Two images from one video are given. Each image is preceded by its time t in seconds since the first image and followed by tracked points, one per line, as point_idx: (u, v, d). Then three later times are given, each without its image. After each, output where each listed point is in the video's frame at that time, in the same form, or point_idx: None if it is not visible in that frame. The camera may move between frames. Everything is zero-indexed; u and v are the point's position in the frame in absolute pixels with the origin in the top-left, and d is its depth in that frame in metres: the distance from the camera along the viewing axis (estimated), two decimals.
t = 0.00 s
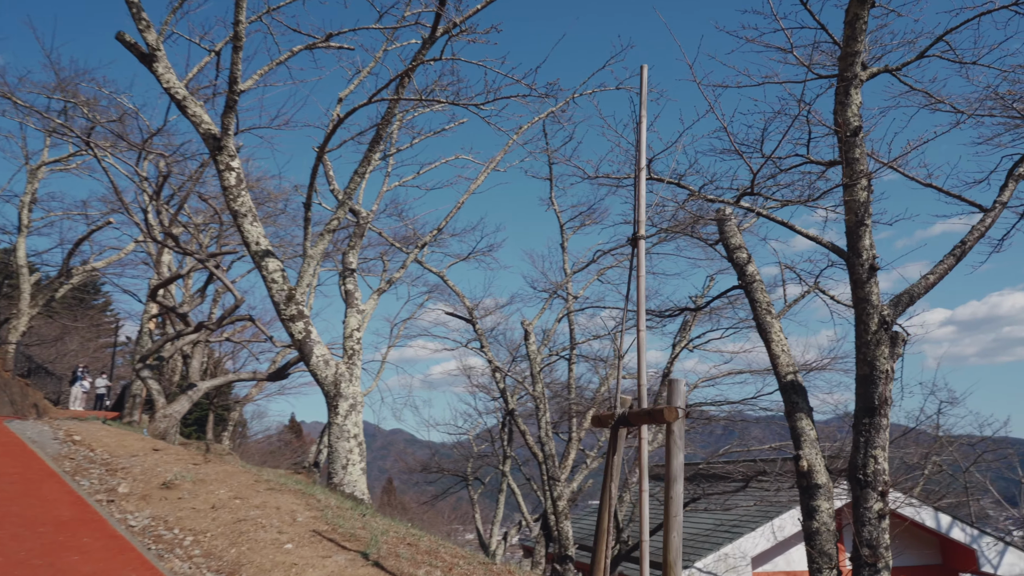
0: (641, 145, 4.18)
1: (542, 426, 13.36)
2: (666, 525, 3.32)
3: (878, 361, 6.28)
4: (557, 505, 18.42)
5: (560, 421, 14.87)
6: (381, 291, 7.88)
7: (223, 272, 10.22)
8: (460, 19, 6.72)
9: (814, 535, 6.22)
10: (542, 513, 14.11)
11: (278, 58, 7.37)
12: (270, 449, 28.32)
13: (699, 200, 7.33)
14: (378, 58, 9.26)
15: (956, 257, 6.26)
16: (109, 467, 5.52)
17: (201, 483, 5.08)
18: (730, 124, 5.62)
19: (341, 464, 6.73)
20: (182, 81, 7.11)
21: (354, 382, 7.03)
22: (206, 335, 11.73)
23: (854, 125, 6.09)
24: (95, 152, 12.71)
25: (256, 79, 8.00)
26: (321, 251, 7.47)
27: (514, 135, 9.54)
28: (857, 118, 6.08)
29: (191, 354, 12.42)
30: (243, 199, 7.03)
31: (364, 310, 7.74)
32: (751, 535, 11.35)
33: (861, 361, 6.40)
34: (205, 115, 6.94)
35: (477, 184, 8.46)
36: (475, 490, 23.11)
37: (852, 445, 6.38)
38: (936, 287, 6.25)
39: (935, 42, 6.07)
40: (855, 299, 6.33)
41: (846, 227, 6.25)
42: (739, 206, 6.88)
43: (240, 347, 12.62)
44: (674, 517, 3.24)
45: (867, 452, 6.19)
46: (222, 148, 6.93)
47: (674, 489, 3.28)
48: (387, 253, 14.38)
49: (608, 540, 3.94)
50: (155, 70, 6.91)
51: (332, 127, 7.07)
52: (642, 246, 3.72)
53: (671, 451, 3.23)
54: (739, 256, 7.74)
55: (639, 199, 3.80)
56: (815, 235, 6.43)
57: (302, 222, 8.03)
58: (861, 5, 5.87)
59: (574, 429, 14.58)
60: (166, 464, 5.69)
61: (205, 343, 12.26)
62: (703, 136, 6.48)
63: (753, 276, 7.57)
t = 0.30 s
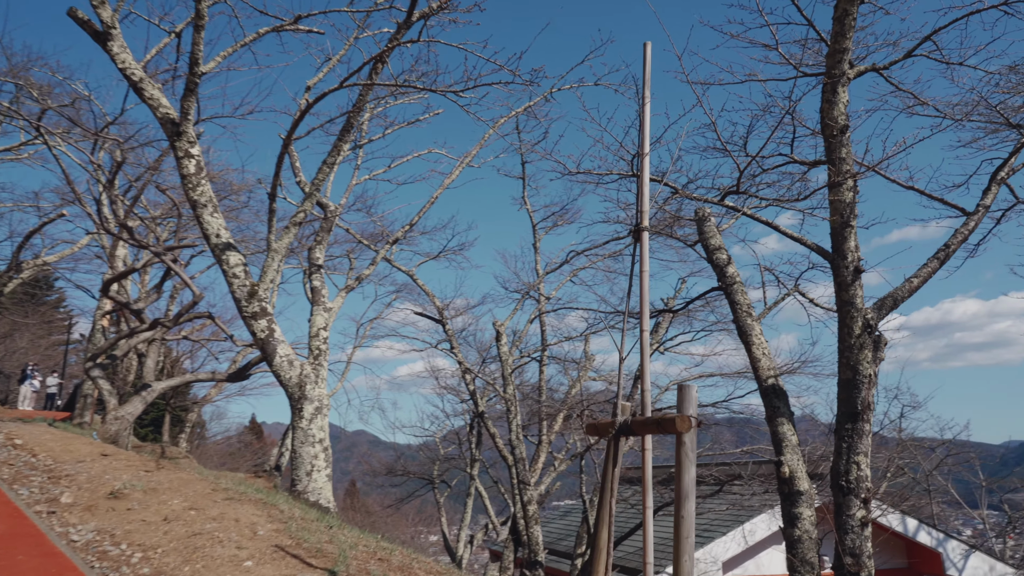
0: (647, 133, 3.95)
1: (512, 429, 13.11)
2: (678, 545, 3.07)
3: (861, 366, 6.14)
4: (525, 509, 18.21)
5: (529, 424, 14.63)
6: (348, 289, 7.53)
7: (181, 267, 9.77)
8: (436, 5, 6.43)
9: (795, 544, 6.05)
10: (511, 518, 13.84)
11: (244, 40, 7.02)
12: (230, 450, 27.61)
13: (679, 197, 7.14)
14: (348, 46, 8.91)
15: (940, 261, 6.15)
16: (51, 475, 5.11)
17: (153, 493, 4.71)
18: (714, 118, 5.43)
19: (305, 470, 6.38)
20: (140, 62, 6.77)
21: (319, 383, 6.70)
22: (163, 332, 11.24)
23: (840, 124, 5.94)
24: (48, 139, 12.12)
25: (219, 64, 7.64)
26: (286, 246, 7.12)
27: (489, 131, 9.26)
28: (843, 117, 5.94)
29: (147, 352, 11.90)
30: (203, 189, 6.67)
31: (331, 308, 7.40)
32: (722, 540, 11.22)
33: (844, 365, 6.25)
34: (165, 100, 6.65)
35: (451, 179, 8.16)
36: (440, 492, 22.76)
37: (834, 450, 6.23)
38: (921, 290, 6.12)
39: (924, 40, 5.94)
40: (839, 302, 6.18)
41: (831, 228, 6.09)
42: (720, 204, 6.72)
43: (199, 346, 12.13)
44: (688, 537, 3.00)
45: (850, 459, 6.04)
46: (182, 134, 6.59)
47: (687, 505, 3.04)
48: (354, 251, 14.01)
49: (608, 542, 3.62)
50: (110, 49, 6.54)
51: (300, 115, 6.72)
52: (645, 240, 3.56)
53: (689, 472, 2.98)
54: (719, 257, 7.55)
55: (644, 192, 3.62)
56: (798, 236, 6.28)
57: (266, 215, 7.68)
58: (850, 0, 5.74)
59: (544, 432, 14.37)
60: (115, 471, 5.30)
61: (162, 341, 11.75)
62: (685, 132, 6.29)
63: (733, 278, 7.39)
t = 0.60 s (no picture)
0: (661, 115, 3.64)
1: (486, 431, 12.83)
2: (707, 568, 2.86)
3: (852, 371, 5.98)
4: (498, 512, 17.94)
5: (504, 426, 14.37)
6: (321, 287, 7.18)
7: (144, 262, 9.33)
8: None
9: (785, 554, 5.87)
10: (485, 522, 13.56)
11: (212, 23, 6.65)
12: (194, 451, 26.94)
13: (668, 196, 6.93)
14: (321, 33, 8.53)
15: (932, 264, 5.97)
16: None
17: (108, 506, 4.35)
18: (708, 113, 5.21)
19: (274, 478, 6.05)
20: (100, 44, 6.40)
21: (289, 386, 6.36)
22: (125, 330, 10.77)
23: (834, 122, 5.74)
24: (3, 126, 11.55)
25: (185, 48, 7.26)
26: (255, 241, 6.76)
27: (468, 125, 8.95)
28: (837, 115, 5.74)
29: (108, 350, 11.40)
30: (167, 179, 6.29)
31: (303, 307, 7.05)
32: (700, 546, 11.06)
33: (834, 370, 6.08)
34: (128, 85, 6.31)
35: (428, 174, 7.85)
36: (410, 495, 22.38)
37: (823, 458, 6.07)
38: (913, 294, 5.96)
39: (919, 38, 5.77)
40: (830, 305, 6.00)
41: (823, 229, 5.91)
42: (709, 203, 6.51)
43: (163, 344, 11.66)
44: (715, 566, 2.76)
45: (840, 467, 5.88)
46: (144, 122, 6.25)
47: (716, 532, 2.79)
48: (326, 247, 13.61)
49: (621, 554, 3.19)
50: (67, 29, 6.17)
51: (270, 102, 6.35)
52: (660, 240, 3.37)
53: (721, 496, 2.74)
54: (705, 258, 7.34)
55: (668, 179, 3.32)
56: (789, 237, 6.09)
57: (234, 208, 7.31)
58: None
59: (519, 434, 14.12)
60: (68, 481, 4.92)
61: (123, 339, 11.26)
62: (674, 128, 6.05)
63: (720, 280, 7.18)
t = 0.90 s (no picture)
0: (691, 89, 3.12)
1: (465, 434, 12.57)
2: None
3: (849, 377, 5.82)
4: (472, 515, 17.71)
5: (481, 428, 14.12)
6: (298, 285, 6.85)
7: (109, 257, 8.91)
8: None
9: (779, 566, 5.69)
10: (461, 527, 13.29)
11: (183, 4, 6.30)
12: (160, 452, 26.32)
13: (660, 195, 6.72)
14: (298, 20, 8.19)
15: (931, 267, 5.85)
16: None
17: (67, 521, 4.01)
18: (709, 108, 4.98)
19: (246, 486, 5.72)
20: (63, 24, 6.01)
21: (263, 389, 6.04)
22: (88, 329, 10.31)
23: (835, 120, 5.56)
24: None
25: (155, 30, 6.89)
26: (227, 236, 6.42)
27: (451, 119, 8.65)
28: (837, 113, 5.56)
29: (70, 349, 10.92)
30: (134, 168, 5.93)
31: (278, 306, 6.72)
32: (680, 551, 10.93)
33: (830, 376, 5.92)
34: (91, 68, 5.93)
35: (411, 168, 7.56)
36: (383, 497, 22.01)
37: (818, 465, 5.90)
38: (911, 298, 5.83)
39: (922, 37, 5.61)
40: (827, 309, 5.84)
41: (822, 230, 5.74)
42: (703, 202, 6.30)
43: (128, 343, 11.21)
44: None
45: (836, 475, 5.72)
46: (110, 108, 5.89)
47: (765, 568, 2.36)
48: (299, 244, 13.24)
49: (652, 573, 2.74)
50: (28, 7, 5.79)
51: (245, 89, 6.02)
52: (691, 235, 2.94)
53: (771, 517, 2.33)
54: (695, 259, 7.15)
55: (694, 171, 3.07)
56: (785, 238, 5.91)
57: (205, 201, 6.95)
58: None
59: (496, 436, 13.87)
60: (23, 491, 4.57)
61: (86, 338, 10.80)
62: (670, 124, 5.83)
63: (711, 281, 6.97)
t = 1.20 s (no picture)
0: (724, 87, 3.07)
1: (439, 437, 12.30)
2: None
3: (841, 383, 5.67)
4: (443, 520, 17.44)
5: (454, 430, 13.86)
6: (269, 283, 6.54)
7: (68, 251, 8.48)
8: None
9: None
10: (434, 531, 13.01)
11: None
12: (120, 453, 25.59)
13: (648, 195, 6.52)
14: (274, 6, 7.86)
15: (924, 272, 5.75)
16: None
17: (15, 538, 3.68)
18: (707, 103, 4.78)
19: (213, 496, 5.40)
20: None
21: (232, 392, 5.72)
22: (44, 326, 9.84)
23: (832, 119, 5.42)
24: None
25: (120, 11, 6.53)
26: (196, 230, 6.08)
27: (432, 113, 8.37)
28: (835, 112, 5.42)
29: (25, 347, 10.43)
30: (95, 156, 5.57)
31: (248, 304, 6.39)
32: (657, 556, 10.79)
33: (822, 382, 5.76)
34: (50, 49, 5.57)
35: (389, 162, 7.27)
36: (352, 500, 21.60)
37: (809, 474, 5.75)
38: (904, 303, 5.71)
39: (920, 36, 5.48)
40: (821, 314, 5.68)
41: (817, 232, 5.59)
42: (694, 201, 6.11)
43: (87, 340, 10.74)
44: None
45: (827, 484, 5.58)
46: (72, 91, 5.54)
47: None
48: (270, 240, 12.88)
49: None
50: None
51: (218, 75, 5.70)
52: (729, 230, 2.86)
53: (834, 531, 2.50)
54: (683, 261, 6.96)
55: (725, 166, 2.88)
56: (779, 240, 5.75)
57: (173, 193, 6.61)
58: None
59: (470, 439, 13.63)
60: None
61: (43, 335, 10.32)
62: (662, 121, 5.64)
63: (699, 283, 6.78)
